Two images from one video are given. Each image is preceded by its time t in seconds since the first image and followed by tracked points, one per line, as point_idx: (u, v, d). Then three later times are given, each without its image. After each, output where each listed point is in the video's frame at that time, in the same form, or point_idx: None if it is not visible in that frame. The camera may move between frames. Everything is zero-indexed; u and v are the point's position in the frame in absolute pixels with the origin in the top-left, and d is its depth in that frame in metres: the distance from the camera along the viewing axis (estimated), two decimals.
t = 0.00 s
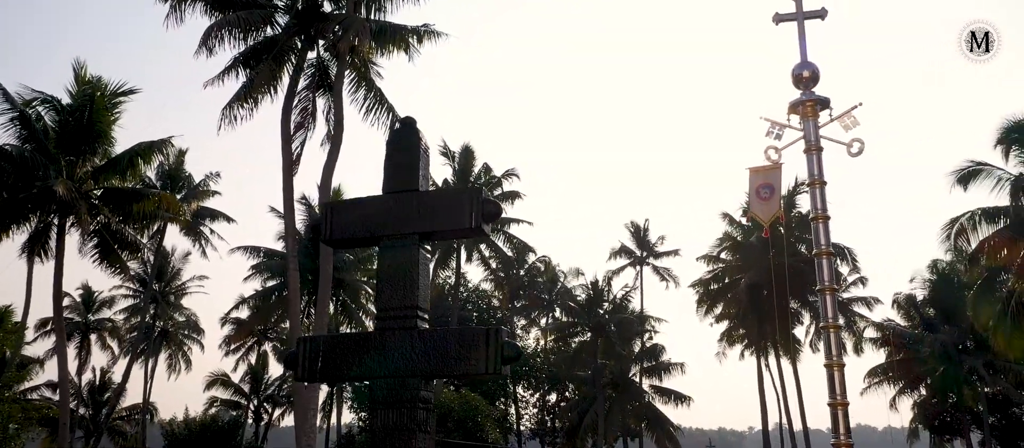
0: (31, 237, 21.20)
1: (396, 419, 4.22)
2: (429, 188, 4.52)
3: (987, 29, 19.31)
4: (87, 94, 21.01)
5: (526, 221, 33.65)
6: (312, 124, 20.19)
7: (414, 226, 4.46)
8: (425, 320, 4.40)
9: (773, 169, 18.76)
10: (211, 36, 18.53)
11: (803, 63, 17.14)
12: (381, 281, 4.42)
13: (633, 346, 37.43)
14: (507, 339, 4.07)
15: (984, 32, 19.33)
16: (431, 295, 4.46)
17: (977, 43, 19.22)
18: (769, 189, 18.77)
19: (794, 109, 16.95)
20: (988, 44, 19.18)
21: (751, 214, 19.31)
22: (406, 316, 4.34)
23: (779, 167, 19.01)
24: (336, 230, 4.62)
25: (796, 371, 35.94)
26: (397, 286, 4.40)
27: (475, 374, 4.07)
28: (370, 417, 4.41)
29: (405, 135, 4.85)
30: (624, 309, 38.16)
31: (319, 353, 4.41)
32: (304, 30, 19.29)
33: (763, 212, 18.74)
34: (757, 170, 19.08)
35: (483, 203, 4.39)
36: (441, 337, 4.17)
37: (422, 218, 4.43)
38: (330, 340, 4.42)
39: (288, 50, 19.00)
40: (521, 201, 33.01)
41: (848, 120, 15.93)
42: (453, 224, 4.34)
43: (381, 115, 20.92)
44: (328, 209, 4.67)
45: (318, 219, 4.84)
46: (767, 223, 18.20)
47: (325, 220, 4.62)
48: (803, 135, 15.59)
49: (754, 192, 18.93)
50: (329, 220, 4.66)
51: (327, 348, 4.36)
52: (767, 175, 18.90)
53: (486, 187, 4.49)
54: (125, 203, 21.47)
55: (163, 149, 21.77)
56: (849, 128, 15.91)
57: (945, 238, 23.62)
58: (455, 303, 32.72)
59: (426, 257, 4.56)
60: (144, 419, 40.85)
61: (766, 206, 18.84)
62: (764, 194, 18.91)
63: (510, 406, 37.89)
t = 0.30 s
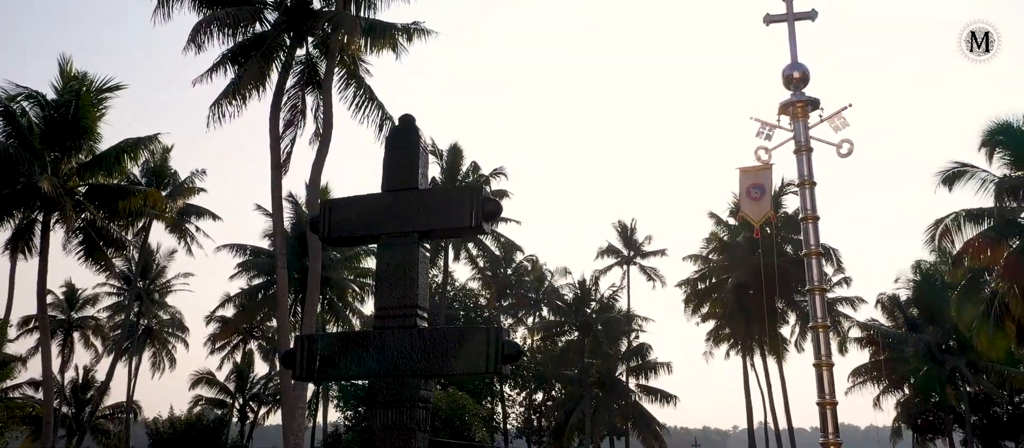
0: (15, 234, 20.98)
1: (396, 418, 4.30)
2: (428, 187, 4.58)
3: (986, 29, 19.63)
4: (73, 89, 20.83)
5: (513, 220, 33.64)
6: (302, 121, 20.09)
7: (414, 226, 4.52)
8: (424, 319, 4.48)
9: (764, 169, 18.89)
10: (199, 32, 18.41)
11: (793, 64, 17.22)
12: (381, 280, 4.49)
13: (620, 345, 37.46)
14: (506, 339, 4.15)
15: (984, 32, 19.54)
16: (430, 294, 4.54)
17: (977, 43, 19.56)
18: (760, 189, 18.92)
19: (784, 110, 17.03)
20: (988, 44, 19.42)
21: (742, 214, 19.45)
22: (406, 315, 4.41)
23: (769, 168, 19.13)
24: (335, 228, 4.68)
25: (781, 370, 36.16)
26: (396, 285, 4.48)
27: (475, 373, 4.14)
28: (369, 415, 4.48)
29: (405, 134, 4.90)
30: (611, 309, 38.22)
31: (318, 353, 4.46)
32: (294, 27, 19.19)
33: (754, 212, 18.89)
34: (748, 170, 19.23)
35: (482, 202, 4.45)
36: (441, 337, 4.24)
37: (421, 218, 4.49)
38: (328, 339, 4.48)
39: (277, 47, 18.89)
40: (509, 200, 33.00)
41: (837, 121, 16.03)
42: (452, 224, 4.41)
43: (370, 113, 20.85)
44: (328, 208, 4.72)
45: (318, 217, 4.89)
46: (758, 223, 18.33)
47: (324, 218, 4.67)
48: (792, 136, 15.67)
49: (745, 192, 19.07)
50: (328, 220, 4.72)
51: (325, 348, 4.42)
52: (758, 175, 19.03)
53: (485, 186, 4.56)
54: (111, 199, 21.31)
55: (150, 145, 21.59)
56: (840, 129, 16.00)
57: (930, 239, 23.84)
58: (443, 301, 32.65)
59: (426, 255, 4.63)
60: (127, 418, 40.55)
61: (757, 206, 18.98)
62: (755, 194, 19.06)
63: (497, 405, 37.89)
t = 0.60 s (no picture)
0: None
1: (395, 418, 4.21)
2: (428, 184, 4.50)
3: (986, 29, 20.73)
4: (58, 85, 20.59)
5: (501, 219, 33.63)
6: (291, 119, 19.97)
7: (413, 223, 4.44)
8: (424, 316, 4.39)
9: (754, 170, 19.00)
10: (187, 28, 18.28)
11: (783, 65, 17.32)
12: (380, 278, 4.39)
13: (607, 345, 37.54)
14: (509, 338, 4.06)
15: (985, 31, 20.54)
16: (430, 292, 4.44)
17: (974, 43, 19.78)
18: (750, 190, 19.02)
19: (774, 111, 17.12)
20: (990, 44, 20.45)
21: (732, 214, 19.54)
22: (405, 314, 4.31)
23: (759, 169, 19.25)
24: (332, 226, 4.60)
25: (767, 370, 36.38)
26: (395, 283, 4.38)
27: (476, 372, 4.06)
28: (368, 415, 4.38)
29: (403, 129, 4.82)
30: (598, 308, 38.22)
31: (315, 351, 4.37)
32: (282, 24, 19.07)
33: (744, 213, 18.98)
34: (738, 171, 19.34)
35: (483, 200, 4.36)
36: (442, 336, 4.15)
37: (421, 215, 4.40)
38: (326, 337, 4.39)
39: (265, 43, 18.77)
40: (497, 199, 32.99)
41: (827, 121, 16.14)
42: (453, 222, 4.32)
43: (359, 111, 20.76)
44: (325, 205, 4.63)
45: (315, 215, 4.79)
46: (748, 223, 18.43)
47: (322, 215, 4.59)
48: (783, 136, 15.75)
49: (735, 192, 19.16)
50: (326, 216, 4.62)
51: (323, 345, 4.33)
52: (748, 176, 19.14)
53: (486, 183, 4.46)
54: (96, 196, 21.12)
55: (136, 142, 21.40)
56: (829, 129, 16.11)
57: (914, 240, 24.03)
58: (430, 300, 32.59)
59: (426, 253, 4.54)
60: (110, 416, 40.23)
61: (747, 207, 19.07)
62: (745, 194, 19.16)
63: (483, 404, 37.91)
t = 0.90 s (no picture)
0: None
1: (392, 417, 4.19)
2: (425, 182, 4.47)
3: (987, 29, 21.01)
4: (42, 80, 20.37)
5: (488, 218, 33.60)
6: (278, 116, 19.87)
7: (411, 220, 4.42)
8: (420, 315, 4.37)
9: (745, 170, 19.12)
10: (174, 24, 18.15)
11: (774, 66, 17.41)
12: (377, 276, 4.37)
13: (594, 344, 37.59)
14: (506, 338, 4.03)
15: (986, 31, 20.85)
16: (428, 291, 4.42)
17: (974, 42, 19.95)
18: (741, 190, 19.14)
19: (764, 111, 17.21)
20: (992, 43, 20.68)
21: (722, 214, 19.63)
22: (402, 312, 4.29)
23: (749, 169, 19.36)
24: (328, 224, 4.58)
25: (752, 369, 36.61)
26: (393, 281, 4.36)
27: (473, 372, 4.04)
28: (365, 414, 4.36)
29: (400, 127, 4.79)
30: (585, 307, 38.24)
31: (312, 349, 4.35)
32: (270, 20, 18.97)
33: (734, 213, 19.08)
34: (727, 171, 19.44)
35: (481, 197, 4.33)
36: (437, 335, 4.13)
37: (418, 212, 4.38)
38: (322, 335, 4.37)
39: (253, 39, 18.67)
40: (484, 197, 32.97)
41: (816, 122, 16.25)
42: (451, 220, 4.29)
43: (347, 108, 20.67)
44: (321, 202, 4.61)
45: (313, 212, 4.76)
46: (737, 222, 18.54)
47: (318, 212, 4.57)
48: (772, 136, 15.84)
49: (725, 192, 19.26)
50: (323, 214, 4.60)
51: (319, 344, 4.32)
52: (738, 176, 19.26)
53: (485, 180, 4.43)
54: (80, 193, 20.91)
55: (121, 138, 21.20)
56: (818, 130, 16.22)
57: (900, 240, 24.18)
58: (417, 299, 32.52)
59: (424, 252, 4.51)
60: (93, 415, 39.91)
61: (738, 207, 19.17)
62: (735, 194, 19.27)
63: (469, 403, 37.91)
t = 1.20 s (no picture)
0: None
1: (386, 416, 4.18)
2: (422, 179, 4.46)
3: (983, 31, 21.18)
4: (25, 74, 20.16)
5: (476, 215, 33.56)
6: (266, 113, 19.76)
7: (407, 217, 4.40)
8: (416, 314, 4.35)
9: (734, 170, 19.22)
10: (161, 19, 18.03)
11: (764, 66, 17.49)
12: (374, 273, 4.35)
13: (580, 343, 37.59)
14: (502, 336, 4.02)
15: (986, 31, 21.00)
16: (423, 289, 4.40)
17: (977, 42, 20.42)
18: (730, 189, 19.23)
19: (754, 111, 17.29)
20: (992, 43, 20.82)
21: (712, 213, 19.71)
22: (397, 310, 4.27)
23: (738, 168, 19.45)
24: (323, 221, 4.55)
25: (738, 368, 36.80)
26: (389, 278, 4.34)
27: (470, 370, 4.02)
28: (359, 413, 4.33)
29: (395, 123, 4.78)
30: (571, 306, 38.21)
31: (305, 347, 4.32)
32: (258, 16, 18.88)
33: (724, 212, 19.16)
34: (717, 170, 19.51)
35: (480, 194, 4.32)
36: (433, 334, 4.11)
37: (414, 209, 4.36)
38: (314, 332, 4.35)
39: (240, 35, 18.55)
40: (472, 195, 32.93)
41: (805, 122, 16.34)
42: (449, 217, 4.28)
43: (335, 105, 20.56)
44: (316, 200, 4.58)
45: (307, 209, 4.73)
46: (727, 222, 18.61)
47: (312, 210, 4.54)
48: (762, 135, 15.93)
49: (716, 191, 19.34)
50: (318, 210, 4.57)
51: (313, 341, 4.29)
52: (728, 175, 19.34)
53: (482, 178, 4.42)
54: (64, 188, 20.73)
55: (106, 133, 21.02)
56: (808, 130, 16.32)
57: (885, 240, 24.36)
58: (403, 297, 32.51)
59: (420, 249, 4.49)
60: (75, 414, 39.54)
61: (727, 206, 19.26)
62: (725, 194, 19.35)
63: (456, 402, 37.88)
